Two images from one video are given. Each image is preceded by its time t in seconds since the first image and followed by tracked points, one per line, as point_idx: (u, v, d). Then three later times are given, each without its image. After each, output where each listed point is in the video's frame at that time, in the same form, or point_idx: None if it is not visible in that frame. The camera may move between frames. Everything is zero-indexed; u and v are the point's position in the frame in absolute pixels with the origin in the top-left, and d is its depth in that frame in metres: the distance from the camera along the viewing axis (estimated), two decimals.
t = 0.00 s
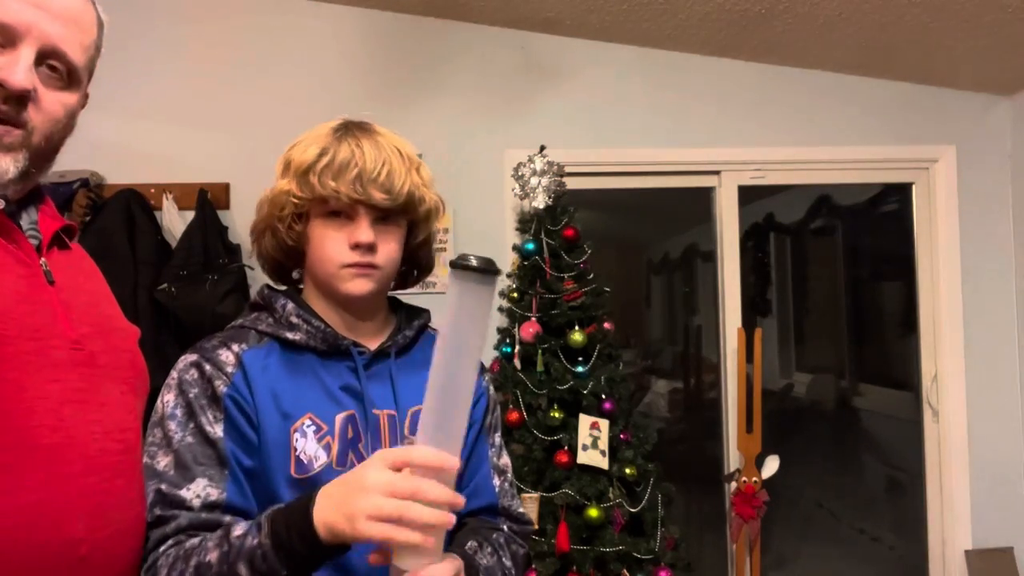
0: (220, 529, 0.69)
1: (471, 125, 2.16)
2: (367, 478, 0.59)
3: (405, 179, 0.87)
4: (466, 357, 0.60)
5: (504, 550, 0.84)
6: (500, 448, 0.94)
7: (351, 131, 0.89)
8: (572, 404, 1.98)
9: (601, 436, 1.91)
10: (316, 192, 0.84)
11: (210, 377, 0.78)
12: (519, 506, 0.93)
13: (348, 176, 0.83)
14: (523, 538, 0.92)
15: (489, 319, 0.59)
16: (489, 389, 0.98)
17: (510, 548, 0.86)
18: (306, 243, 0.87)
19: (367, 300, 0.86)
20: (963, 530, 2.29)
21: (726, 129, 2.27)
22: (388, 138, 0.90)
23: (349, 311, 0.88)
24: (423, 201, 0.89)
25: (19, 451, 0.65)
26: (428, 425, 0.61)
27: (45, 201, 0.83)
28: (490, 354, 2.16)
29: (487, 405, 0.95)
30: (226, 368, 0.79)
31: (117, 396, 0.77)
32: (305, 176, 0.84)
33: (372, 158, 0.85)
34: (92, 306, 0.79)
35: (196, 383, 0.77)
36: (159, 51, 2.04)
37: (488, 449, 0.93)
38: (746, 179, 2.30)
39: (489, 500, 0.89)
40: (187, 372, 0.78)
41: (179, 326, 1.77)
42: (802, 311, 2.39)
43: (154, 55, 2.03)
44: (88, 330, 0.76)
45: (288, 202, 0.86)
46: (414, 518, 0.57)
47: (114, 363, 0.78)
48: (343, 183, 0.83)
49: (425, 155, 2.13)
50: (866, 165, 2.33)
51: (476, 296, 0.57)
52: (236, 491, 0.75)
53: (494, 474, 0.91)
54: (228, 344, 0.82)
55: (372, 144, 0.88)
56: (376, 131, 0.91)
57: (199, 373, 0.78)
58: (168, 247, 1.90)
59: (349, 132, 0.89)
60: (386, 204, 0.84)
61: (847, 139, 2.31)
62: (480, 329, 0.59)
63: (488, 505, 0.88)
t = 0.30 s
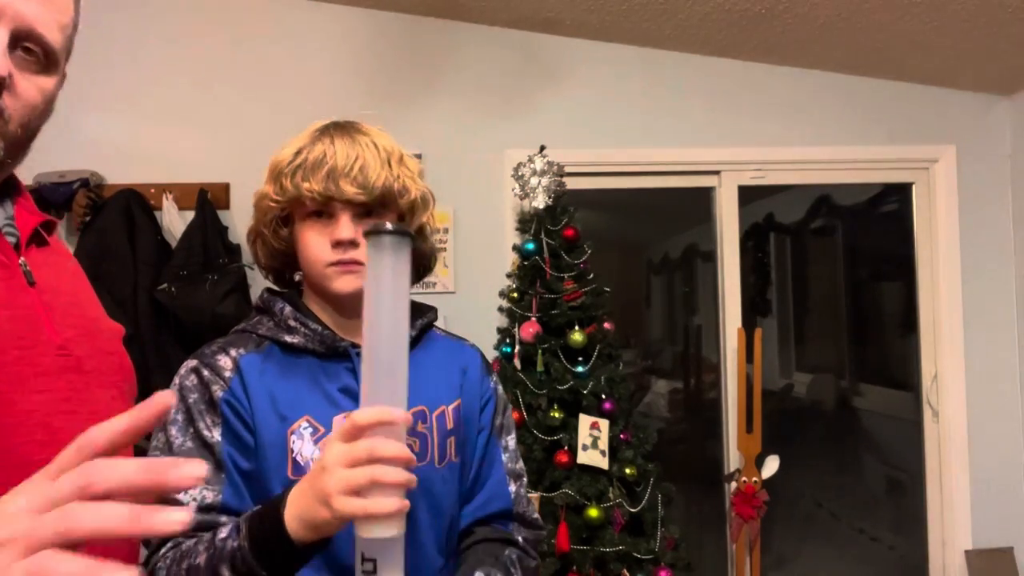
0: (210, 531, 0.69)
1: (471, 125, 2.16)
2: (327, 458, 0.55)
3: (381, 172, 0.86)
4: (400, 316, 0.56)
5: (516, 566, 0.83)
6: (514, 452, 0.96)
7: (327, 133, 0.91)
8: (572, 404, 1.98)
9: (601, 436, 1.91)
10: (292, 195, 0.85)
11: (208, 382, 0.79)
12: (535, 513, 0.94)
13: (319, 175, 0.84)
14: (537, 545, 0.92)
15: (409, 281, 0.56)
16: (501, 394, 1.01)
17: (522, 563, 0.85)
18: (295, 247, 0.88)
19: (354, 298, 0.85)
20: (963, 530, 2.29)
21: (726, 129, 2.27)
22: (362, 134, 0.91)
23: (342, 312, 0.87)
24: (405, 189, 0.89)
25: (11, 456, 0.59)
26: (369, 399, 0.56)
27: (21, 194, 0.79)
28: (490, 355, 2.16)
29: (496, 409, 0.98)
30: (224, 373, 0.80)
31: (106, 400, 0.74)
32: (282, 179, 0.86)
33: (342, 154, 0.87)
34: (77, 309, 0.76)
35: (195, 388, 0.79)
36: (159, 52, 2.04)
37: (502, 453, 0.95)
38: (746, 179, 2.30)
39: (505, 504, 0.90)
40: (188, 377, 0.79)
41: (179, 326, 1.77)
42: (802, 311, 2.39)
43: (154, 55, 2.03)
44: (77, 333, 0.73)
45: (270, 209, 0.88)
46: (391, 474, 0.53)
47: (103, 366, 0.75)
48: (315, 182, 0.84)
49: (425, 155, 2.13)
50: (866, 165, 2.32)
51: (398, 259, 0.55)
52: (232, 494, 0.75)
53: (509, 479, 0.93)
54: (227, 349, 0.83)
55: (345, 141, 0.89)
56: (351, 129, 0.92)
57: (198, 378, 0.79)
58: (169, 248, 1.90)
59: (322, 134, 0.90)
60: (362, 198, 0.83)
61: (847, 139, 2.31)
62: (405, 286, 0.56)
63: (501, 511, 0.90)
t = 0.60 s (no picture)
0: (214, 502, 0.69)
1: (471, 124, 2.15)
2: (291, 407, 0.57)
3: (392, 181, 0.86)
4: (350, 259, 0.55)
5: None
6: (509, 455, 0.96)
7: (336, 136, 0.89)
8: (572, 404, 1.98)
9: (601, 436, 1.91)
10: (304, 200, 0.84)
11: (216, 377, 0.79)
12: (528, 518, 0.94)
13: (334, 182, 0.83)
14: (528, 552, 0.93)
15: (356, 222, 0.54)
16: (501, 397, 1.01)
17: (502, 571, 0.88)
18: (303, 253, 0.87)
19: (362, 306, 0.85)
20: (963, 530, 2.29)
21: (726, 129, 2.26)
22: (375, 140, 0.90)
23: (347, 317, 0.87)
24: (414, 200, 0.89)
25: None
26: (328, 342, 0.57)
27: None
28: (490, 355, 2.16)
29: (494, 412, 0.98)
30: (232, 369, 0.81)
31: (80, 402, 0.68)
32: (293, 184, 0.84)
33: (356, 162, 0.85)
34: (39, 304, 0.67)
35: (204, 383, 0.78)
36: (158, 51, 2.03)
37: (498, 456, 0.95)
38: (746, 179, 2.30)
39: (495, 510, 0.91)
40: (195, 373, 0.79)
41: (179, 326, 1.78)
42: (801, 312, 2.39)
43: (154, 55, 2.03)
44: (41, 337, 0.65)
45: (278, 212, 0.86)
46: (355, 418, 0.55)
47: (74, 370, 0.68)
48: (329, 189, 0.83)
49: (425, 155, 2.13)
50: (866, 165, 2.32)
51: (342, 203, 0.54)
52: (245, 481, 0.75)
53: (502, 483, 0.93)
54: (233, 346, 0.83)
55: (358, 147, 0.88)
56: (365, 134, 0.90)
57: (206, 373, 0.79)
58: (169, 247, 1.90)
59: (335, 138, 0.89)
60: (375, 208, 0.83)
61: (847, 139, 2.31)
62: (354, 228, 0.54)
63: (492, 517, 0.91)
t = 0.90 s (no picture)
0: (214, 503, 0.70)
1: (471, 124, 2.15)
2: (298, 412, 0.57)
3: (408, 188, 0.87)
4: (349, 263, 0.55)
5: None
6: (507, 462, 0.96)
7: (353, 138, 0.88)
8: (572, 404, 1.98)
9: (601, 436, 1.91)
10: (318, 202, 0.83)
11: (210, 368, 0.79)
12: (524, 524, 0.95)
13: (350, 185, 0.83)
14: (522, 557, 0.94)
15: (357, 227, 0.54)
16: (497, 401, 1.01)
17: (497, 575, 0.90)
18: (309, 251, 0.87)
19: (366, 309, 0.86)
20: (963, 530, 2.29)
21: (726, 129, 2.27)
22: (392, 145, 0.90)
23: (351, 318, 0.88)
24: (425, 209, 0.90)
25: None
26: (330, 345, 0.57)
27: None
28: (490, 355, 2.16)
29: (491, 416, 0.98)
30: (226, 361, 0.81)
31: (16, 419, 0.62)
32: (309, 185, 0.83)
33: (373, 167, 0.85)
34: None
35: (197, 373, 0.78)
36: (158, 52, 2.03)
37: (495, 462, 0.95)
38: (746, 178, 2.30)
39: (494, 516, 0.92)
40: (189, 363, 0.79)
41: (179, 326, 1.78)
42: (802, 312, 2.39)
43: (154, 55, 2.03)
44: None
45: (289, 209, 0.85)
46: (364, 422, 0.56)
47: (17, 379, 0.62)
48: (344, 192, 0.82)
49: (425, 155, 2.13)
50: (866, 165, 2.32)
51: (342, 206, 0.53)
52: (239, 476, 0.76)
53: (502, 489, 0.94)
54: (227, 338, 0.83)
55: (375, 150, 0.88)
56: (382, 137, 0.90)
57: (200, 363, 0.79)
58: (169, 247, 1.90)
59: (353, 138, 0.88)
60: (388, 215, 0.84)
61: (847, 139, 2.31)
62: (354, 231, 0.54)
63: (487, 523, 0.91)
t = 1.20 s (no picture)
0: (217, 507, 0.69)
1: (470, 124, 2.15)
2: (320, 422, 0.56)
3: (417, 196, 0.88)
4: (368, 272, 0.54)
5: None
6: (504, 466, 0.97)
7: (365, 141, 0.89)
8: (572, 404, 1.98)
9: (601, 436, 1.92)
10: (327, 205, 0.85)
11: (207, 365, 0.79)
12: (520, 528, 0.96)
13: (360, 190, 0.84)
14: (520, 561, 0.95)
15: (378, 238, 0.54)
16: (495, 404, 1.01)
17: None
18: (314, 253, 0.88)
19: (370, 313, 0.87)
20: (963, 530, 2.29)
21: (727, 129, 2.27)
22: (403, 149, 0.91)
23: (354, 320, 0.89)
24: (432, 216, 0.91)
25: None
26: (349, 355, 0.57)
27: None
28: (490, 355, 2.16)
29: (488, 420, 0.98)
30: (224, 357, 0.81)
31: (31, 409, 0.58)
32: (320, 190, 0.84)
33: (384, 171, 0.86)
34: None
35: (194, 369, 0.79)
36: (158, 51, 2.03)
37: (492, 466, 0.96)
38: (746, 178, 2.30)
39: (492, 522, 0.92)
40: (185, 358, 0.79)
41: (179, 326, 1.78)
42: (801, 311, 2.39)
43: (154, 55, 2.03)
44: None
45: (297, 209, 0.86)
46: (388, 429, 0.56)
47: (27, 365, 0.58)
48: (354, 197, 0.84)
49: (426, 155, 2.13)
50: (866, 164, 2.32)
51: (363, 217, 0.52)
52: (239, 475, 0.76)
53: (500, 493, 0.95)
54: (226, 335, 0.84)
55: (386, 154, 0.89)
56: (393, 140, 0.91)
57: (197, 359, 0.79)
58: (169, 247, 1.90)
59: (365, 141, 0.89)
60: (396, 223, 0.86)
61: (847, 139, 2.31)
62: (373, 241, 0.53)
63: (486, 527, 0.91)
